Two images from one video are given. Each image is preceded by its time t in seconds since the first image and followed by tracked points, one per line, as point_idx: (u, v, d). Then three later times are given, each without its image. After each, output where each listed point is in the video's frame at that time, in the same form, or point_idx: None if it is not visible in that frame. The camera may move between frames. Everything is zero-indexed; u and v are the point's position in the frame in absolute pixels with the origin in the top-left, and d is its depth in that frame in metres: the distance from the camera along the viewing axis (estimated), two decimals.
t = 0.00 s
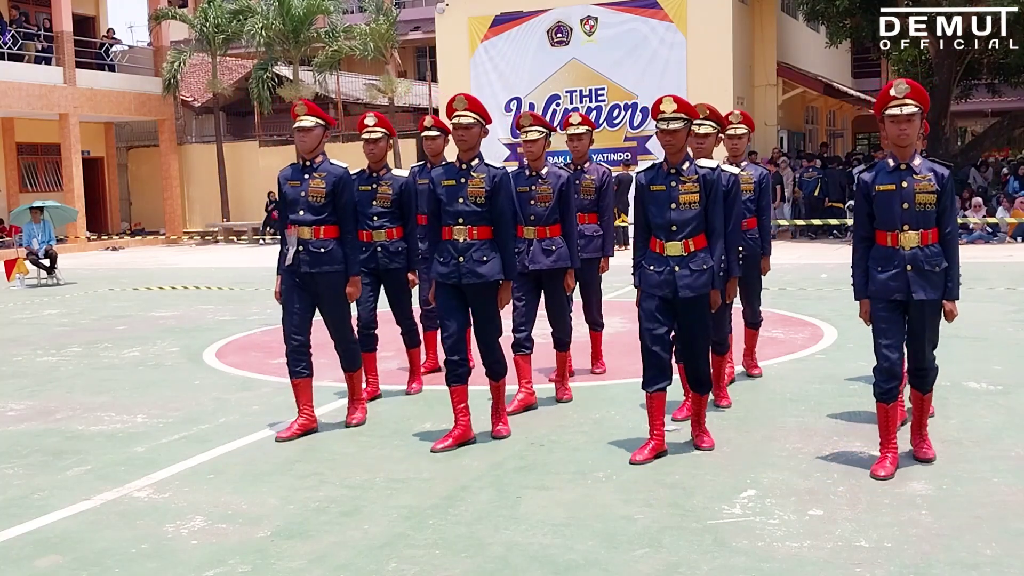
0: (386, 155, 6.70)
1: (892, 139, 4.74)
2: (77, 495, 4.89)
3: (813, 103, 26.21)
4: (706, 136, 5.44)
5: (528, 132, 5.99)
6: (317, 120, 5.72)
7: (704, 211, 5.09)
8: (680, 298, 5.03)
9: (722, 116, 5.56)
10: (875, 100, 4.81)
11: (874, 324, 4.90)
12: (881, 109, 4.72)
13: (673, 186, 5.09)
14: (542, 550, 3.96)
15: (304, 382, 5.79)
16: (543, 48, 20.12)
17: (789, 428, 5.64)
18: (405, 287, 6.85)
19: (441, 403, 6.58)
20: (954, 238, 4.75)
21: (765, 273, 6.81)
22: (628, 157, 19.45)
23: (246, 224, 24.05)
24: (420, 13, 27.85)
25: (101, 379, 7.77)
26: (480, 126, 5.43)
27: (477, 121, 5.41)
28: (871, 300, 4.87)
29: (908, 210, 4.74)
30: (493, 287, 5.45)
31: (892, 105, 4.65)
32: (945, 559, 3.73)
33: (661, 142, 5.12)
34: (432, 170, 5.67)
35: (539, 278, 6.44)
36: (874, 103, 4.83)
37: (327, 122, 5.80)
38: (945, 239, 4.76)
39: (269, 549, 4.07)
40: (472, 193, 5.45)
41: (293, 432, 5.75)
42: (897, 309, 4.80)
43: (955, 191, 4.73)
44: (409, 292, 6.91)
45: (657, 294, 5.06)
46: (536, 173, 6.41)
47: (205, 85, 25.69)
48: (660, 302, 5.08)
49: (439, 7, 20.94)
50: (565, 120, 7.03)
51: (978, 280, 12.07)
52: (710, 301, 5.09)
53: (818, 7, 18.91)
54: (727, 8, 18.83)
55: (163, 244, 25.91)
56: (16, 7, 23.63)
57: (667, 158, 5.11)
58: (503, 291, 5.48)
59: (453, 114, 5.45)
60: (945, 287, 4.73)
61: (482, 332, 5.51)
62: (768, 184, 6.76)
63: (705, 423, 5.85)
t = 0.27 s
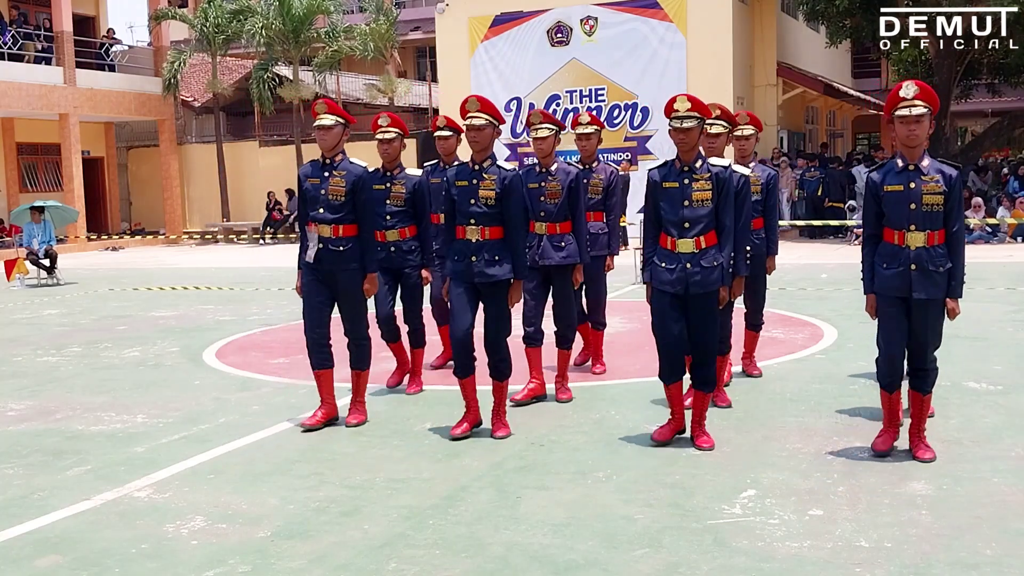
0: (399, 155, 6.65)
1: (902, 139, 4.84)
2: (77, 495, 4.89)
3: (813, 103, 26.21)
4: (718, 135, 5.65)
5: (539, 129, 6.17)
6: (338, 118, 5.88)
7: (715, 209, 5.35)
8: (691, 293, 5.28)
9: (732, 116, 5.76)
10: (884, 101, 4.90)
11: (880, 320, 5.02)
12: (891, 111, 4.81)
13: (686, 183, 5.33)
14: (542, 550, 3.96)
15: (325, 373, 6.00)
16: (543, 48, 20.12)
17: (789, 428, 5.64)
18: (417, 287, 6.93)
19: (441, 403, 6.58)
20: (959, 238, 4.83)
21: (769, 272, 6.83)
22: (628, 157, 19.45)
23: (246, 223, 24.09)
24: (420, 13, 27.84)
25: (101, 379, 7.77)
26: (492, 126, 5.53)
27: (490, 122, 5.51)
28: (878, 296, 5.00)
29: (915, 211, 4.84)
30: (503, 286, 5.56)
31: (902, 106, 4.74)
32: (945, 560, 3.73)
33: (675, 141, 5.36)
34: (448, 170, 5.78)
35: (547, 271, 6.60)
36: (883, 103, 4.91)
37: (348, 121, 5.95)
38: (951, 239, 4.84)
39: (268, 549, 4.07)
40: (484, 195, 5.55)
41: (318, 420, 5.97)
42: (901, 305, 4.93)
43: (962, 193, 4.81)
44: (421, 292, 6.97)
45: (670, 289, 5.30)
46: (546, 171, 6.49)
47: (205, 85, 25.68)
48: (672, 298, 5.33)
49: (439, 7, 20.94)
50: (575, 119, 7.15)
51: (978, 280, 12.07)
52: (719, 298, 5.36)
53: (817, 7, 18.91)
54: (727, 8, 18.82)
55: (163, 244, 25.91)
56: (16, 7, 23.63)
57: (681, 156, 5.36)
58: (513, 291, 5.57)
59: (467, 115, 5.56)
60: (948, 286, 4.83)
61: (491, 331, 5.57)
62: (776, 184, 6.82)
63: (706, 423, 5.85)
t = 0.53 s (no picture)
0: (408, 155, 6.88)
1: (899, 140, 4.95)
2: (77, 495, 4.89)
3: (813, 103, 26.20)
4: (717, 137, 5.60)
5: (543, 130, 6.34)
6: (349, 120, 6.11)
7: (714, 207, 5.38)
8: (693, 292, 5.30)
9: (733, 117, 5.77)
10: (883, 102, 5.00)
11: (881, 315, 5.14)
12: (889, 111, 4.90)
13: (685, 183, 5.38)
14: (541, 550, 3.96)
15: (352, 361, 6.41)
16: (543, 48, 20.13)
17: (789, 428, 5.64)
18: (420, 287, 6.89)
19: (441, 403, 6.58)
20: (957, 237, 4.93)
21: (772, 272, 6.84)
22: (628, 157, 19.45)
23: (246, 223, 24.11)
24: (420, 13, 27.82)
25: (102, 379, 7.77)
26: (498, 129, 5.81)
27: (495, 125, 5.78)
28: (879, 297, 5.11)
29: (912, 210, 4.95)
30: (510, 284, 5.77)
31: (900, 106, 4.84)
32: (946, 560, 3.73)
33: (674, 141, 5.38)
34: (454, 171, 6.01)
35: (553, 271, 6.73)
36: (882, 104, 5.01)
37: (358, 122, 6.20)
38: (948, 237, 4.94)
39: (268, 549, 4.07)
40: (492, 196, 5.79)
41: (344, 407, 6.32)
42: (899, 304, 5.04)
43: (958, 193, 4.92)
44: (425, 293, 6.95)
45: (671, 290, 5.37)
46: (549, 172, 6.65)
47: (205, 85, 25.68)
48: (674, 299, 5.43)
49: (439, 7, 20.94)
50: (578, 121, 7.36)
51: (978, 280, 12.07)
52: (721, 295, 5.35)
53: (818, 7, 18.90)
54: (727, 7, 18.81)
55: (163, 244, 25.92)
56: (16, 7, 23.64)
57: (680, 156, 5.40)
58: (520, 288, 5.79)
59: (474, 118, 5.81)
60: (949, 284, 4.90)
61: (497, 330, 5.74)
62: (778, 184, 6.87)
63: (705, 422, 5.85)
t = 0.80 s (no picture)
0: (413, 155, 6.85)
1: (892, 140, 5.07)
2: (77, 495, 4.89)
3: (813, 103, 26.21)
4: (717, 137, 5.59)
5: (543, 132, 6.34)
6: (355, 121, 6.17)
7: (710, 207, 5.39)
8: (689, 290, 5.32)
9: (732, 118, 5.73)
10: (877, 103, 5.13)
11: (879, 311, 5.24)
12: (882, 112, 5.04)
13: (681, 184, 5.41)
14: (542, 550, 3.96)
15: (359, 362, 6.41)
16: (543, 48, 20.13)
17: (789, 428, 5.63)
18: (424, 285, 6.93)
19: (441, 403, 6.58)
20: (950, 233, 5.04)
21: (769, 271, 6.89)
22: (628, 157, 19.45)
23: (246, 223, 24.12)
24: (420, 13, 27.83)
25: (102, 379, 7.77)
26: (503, 130, 5.79)
27: (500, 126, 5.77)
28: (876, 295, 5.21)
29: (904, 208, 5.07)
30: (514, 280, 5.82)
31: (892, 107, 4.97)
32: (946, 560, 3.73)
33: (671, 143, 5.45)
34: (459, 171, 6.05)
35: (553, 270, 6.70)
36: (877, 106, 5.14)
37: (364, 124, 6.25)
38: (942, 234, 5.05)
39: (268, 549, 4.07)
40: (497, 194, 5.83)
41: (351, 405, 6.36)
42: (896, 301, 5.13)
43: (951, 191, 5.03)
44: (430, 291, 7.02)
45: (669, 288, 5.40)
46: (549, 172, 6.64)
47: (205, 85, 25.67)
48: (673, 297, 5.46)
49: (439, 7, 20.94)
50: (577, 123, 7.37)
51: (977, 280, 12.07)
52: (717, 294, 5.36)
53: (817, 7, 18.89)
54: (727, 7, 18.81)
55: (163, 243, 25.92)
56: (16, 7, 23.64)
57: (677, 158, 5.45)
58: (525, 284, 5.84)
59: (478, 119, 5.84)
60: (943, 280, 5.01)
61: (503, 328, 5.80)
62: (775, 183, 6.93)
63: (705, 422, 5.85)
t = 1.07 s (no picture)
0: (418, 156, 6.90)
1: (884, 144, 5.12)
2: (77, 495, 4.89)
3: (813, 103, 26.21)
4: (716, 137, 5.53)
5: (544, 133, 6.50)
6: (359, 122, 6.14)
7: (713, 206, 5.41)
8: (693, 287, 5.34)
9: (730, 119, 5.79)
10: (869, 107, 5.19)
11: (877, 309, 5.28)
12: (874, 115, 5.10)
13: (683, 184, 5.43)
14: (541, 550, 3.96)
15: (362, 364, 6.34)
16: (543, 48, 20.13)
17: (790, 428, 5.63)
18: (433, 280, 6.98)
19: (441, 403, 6.58)
20: (944, 233, 5.09)
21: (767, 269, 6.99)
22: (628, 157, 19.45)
23: (246, 223, 24.12)
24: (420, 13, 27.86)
25: (102, 379, 7.77)
26: (511, 131, 5.90)
27: (508, 127, 5.87)
28: (872, 294, 5.26)
29: (897, 209, 5.11)
30: (524, 277, 5.89)
31: (884, 111, 5.04)
32: (946, 560, 3.73)
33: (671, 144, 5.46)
34: (467, 172, 6.11)
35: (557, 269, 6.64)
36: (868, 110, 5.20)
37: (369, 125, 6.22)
38: (934, 233, 5.10)
39: (268, 549, 4.07)
40: (506, 192, 5.91)
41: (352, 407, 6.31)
42: (893, 299, 5.17)
43: (943, 192, 5.07)
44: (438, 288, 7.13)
45: (672, 286, 5.43)
46: (551, 173, 6.69)
47: (205, 85, 25.67)
48: (676, 295, 5.48)
49: (439, 7, 20.95)
50: (579, 123, 7.36)
51: (977, 280, 12.07)
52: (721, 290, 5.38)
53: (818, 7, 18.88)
54: (727, 7, 18.81)
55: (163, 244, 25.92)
56: (16, 7, 23.64)
57: (677, 159, 5.47)
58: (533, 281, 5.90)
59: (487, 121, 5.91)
60: (938, 277, 5.06)
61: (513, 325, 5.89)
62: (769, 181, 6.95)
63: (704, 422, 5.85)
